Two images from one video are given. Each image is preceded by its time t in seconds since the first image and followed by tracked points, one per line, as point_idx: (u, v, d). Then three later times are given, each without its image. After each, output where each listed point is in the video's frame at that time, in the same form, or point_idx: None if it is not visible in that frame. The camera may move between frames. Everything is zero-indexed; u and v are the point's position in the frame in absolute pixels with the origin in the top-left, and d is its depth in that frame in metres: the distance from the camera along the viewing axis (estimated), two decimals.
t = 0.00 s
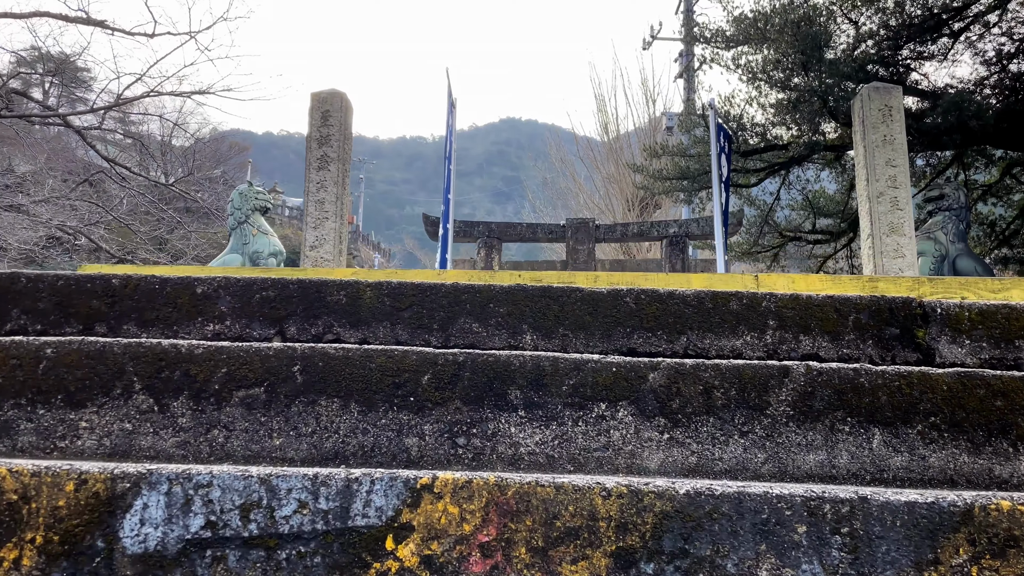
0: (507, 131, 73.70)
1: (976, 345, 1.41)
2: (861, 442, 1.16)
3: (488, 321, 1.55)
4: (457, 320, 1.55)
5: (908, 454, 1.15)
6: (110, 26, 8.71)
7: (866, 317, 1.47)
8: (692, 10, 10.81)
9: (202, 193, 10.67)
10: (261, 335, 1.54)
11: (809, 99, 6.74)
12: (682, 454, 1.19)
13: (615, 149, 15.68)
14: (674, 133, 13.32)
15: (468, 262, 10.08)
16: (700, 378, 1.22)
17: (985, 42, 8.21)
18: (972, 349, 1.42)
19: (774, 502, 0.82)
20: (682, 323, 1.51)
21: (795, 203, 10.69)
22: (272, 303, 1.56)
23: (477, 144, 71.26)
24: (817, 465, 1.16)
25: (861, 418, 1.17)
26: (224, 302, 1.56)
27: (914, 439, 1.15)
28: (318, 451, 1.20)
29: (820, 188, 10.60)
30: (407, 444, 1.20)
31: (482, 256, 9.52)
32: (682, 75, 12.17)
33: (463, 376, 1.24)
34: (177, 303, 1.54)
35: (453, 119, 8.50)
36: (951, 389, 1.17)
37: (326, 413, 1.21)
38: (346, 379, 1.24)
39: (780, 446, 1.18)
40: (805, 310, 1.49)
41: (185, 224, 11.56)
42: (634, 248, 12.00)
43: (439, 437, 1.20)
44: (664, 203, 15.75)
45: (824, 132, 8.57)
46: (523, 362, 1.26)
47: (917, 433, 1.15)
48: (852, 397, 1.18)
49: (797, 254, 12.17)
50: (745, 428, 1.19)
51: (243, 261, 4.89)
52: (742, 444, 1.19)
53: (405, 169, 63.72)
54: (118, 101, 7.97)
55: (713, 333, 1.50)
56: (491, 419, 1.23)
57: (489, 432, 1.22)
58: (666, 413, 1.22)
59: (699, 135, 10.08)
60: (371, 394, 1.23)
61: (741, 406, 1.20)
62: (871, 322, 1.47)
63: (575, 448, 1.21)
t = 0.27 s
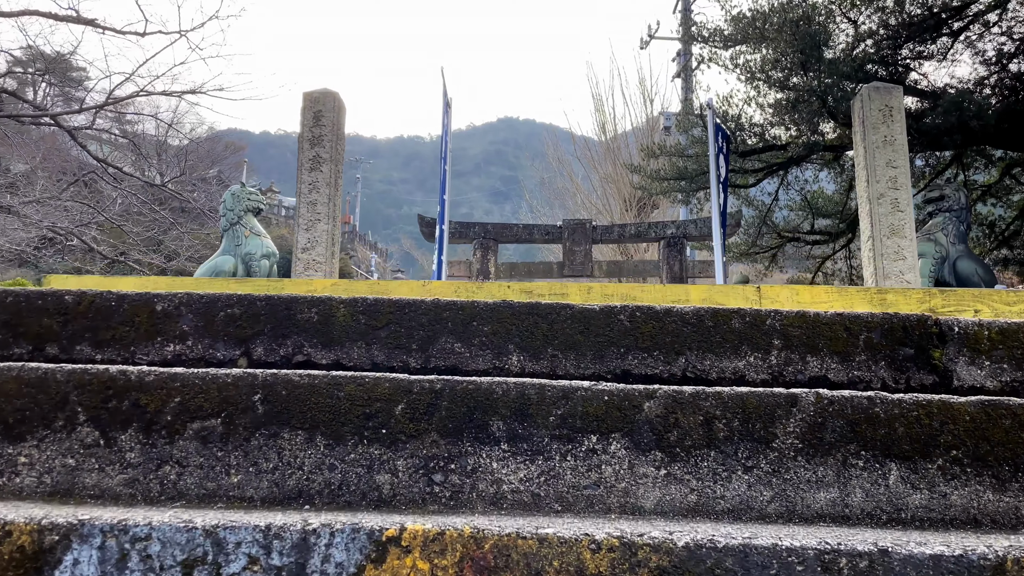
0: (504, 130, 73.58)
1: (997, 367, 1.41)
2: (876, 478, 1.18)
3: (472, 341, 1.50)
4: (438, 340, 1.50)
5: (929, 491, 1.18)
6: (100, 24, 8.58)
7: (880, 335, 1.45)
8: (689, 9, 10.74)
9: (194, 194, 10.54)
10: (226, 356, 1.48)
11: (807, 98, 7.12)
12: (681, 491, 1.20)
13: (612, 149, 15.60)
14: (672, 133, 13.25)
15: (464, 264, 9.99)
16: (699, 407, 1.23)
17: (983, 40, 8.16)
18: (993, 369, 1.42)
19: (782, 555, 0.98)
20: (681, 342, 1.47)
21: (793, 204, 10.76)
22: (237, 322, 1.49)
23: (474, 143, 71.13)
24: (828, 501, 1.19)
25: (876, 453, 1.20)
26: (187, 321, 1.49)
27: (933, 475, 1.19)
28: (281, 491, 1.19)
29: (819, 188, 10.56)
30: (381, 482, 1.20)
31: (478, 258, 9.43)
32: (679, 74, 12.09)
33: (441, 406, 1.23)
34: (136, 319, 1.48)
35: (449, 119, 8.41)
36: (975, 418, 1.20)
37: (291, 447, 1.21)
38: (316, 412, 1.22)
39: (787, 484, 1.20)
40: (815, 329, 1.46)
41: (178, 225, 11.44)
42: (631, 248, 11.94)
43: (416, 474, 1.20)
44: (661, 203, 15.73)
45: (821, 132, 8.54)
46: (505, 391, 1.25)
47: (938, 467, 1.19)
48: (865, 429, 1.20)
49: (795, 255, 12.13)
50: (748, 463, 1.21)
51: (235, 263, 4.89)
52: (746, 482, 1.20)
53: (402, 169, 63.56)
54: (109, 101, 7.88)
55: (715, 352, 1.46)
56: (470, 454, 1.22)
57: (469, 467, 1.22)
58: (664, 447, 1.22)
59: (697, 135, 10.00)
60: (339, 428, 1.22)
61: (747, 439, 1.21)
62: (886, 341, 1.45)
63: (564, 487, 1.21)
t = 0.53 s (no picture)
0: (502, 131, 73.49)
1: (1019, 404, 1.71)
2: (897, 534, 1.46)
3: (458, 378, 1.84)
4: (423, 375, 1.84)
5: (957, 545, 1.45)
6: (91, 25, 8.48)
7: (895, 371, 1.78)
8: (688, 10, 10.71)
9: (186, 196, 10.42)
10: (195, 392, 1.81)
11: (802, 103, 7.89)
12: (687, 548, 1.47)
13: (610, 150, 15.59)
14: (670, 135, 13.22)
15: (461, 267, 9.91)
16: (708, 457, 1.51)
17: (983, 42, 8.13)
18: (1014, 407, 1.72)
19: None
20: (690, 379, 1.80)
21: (793, 207, 10.91)
22: (208, 355, 1.84)
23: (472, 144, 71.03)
24: (848, 557, 1.45)
25: (906, 509, 1.47)
26: (153, 354, 1.83)
27: (961, 533, 1.46)
28: (248, 548, 1.47)
29: (818, 191, 10.60)
30: (358, 540, 1.47)
31: (475, 261, 9.36)
32: (678, 76, 12.05)
33: (422, 454, 1.53)
34: (100, 354, 1.83)
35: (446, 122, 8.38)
36: (1003, 467, 1.47)
37: (258, 496, 1.49)
38: (293, 470, 1.51)
39: (803, 541, 1.47)
40: (820, 363, 1.79)
41: (171, 228, 11.33)
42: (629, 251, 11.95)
43: (395, 529, 1.47)
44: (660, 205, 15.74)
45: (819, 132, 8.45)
46: (494, 443, 1.54)
47: (964, 522, 1.46)
48: (887, 479, 1.48)
49: (794, 258, 12.08)
50: (760, 518, 1.48)
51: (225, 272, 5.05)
52: (760, 538, 1.47)
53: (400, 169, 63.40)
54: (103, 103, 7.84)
55: (721, 390, 1.78)
56: (455, 507, 1.50)
57: (453, 521, 1.49)
58: (667, 502, 1.50)
59: (696, 138, 9.95)
60: (311, 478, 1.51)
61: (761, 488, 1.50)
62: (901, 375, 1.77)
63: (557, 543, 1.48)
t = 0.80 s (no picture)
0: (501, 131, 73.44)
1: None
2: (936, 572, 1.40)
3: (457, 401, 1.82)
4: (416, 399, 1.81)
5: None
6: (87, 24, 8.41)
7: (927, 392, 1.76)
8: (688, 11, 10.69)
9: (181, 197, 10.33)
10: (174, 414, 1.78)
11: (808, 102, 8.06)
12: None
13: (609, 151, 15.61)
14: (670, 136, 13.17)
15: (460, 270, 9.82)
16: (731, 492, 1.45)
17: (986, 43, 8.06)
18: None
19: None
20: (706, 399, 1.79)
21: (794, 208, 10.93)
22: (188, 374, 1.80)
23: (471, 144, 71.00)
24: None
25: (945, 545, 1.42)
26: (129, 374, 1.79)
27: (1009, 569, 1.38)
28: None
29: (819, 193, 10.60)
30: None
31: (474, 263, 9.28)
32: (678, 76, 12.00)
33: (418, 488, 1.46)
34: (73, 373, 1.78)
35: (445, 122, 8.30)
36: None
37: (235, 536, 1.43)
38: (275, 505, 1.45)
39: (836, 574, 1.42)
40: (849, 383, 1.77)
41: (168, 229, 11.25)
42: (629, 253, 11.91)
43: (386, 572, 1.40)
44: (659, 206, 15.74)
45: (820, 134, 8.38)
46: (497, 476, 1.47)
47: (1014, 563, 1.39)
48: (927, 514, 1.43)
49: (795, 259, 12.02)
50: (788, 559, 1.43)
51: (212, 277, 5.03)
52: None
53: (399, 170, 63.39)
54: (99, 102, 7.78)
55: (740, 412, 1.77)
56: (454, 545, 1.44)
57: (452, 563, 1.42)
58: (686, 539, 1.44)
59: (696, 139, 9.88)
60: (297, 517, 1.44)
61: (790, 527, 1.44)
62: (934, 398, 1.75)
63: None
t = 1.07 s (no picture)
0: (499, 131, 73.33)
1: None
2: None
3: (456, 440, 1.92)
4: (417, 433, 1.92)
5: None
6: (81, 23, 8.31)
7: (962, 430, 1.87)
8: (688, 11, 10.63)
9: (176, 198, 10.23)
10: (144, 453, 1.86)
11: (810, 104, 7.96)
12: None
13: (609, 151, 15.74)
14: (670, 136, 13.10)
15: (458, 271, 9.73)
16: (760, 551, 1.50)
17: (988, 44, 8.01)
18: None
19: None
20: (726, 436, 1.89)
21: (794, 209, 10.86)
22: (160, 410, 1.89)
23: (469, 144, 70.87)
24: None
25: None
26: (95, 409, 1.89)
27: None
28: None
29: (820, 195, 10.57)
30: None
31: (472, 265, 9.19)
32: (678, 76, 11.92)
33: (406, 545, 1.51)
34: (35, 408, 1.87)
35: (443, 122, 8.21)
36: None
37: None
38: (248, 565, 1.49)
39: None
40: (878, 419, 1.89)
41: (163, 230, 11.15)
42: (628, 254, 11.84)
43: None
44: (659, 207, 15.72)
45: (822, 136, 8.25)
46: (497, 534, 1.53)
47: None
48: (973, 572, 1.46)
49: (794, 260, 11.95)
50: None
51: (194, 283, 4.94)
52: None
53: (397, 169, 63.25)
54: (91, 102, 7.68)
55: (763, 451, 1.88)
56: None
57: None
58: None
59: (696, 139, 9.80)
60: None
61: None
62: (971, 434, 1.86)
63: None
